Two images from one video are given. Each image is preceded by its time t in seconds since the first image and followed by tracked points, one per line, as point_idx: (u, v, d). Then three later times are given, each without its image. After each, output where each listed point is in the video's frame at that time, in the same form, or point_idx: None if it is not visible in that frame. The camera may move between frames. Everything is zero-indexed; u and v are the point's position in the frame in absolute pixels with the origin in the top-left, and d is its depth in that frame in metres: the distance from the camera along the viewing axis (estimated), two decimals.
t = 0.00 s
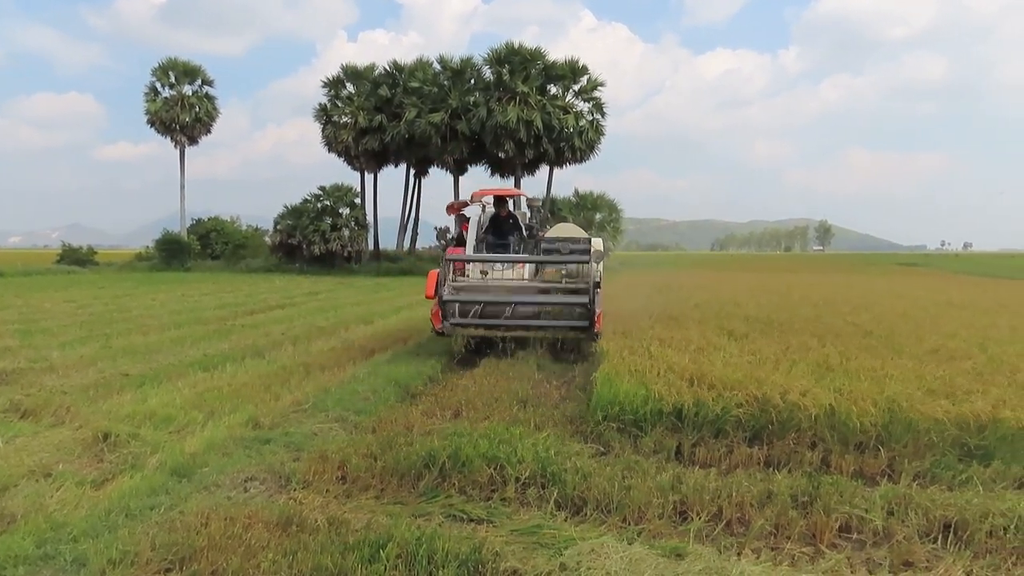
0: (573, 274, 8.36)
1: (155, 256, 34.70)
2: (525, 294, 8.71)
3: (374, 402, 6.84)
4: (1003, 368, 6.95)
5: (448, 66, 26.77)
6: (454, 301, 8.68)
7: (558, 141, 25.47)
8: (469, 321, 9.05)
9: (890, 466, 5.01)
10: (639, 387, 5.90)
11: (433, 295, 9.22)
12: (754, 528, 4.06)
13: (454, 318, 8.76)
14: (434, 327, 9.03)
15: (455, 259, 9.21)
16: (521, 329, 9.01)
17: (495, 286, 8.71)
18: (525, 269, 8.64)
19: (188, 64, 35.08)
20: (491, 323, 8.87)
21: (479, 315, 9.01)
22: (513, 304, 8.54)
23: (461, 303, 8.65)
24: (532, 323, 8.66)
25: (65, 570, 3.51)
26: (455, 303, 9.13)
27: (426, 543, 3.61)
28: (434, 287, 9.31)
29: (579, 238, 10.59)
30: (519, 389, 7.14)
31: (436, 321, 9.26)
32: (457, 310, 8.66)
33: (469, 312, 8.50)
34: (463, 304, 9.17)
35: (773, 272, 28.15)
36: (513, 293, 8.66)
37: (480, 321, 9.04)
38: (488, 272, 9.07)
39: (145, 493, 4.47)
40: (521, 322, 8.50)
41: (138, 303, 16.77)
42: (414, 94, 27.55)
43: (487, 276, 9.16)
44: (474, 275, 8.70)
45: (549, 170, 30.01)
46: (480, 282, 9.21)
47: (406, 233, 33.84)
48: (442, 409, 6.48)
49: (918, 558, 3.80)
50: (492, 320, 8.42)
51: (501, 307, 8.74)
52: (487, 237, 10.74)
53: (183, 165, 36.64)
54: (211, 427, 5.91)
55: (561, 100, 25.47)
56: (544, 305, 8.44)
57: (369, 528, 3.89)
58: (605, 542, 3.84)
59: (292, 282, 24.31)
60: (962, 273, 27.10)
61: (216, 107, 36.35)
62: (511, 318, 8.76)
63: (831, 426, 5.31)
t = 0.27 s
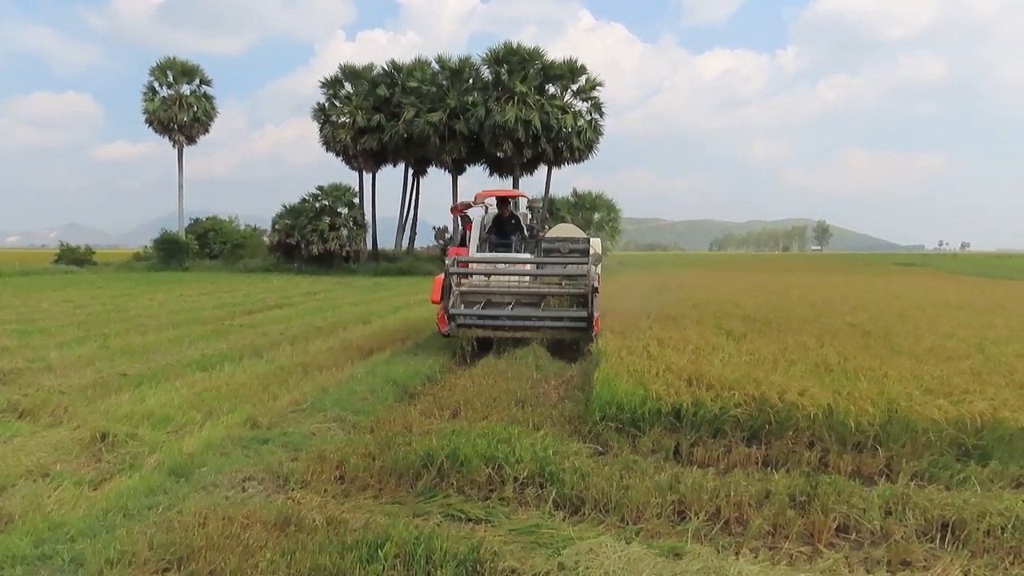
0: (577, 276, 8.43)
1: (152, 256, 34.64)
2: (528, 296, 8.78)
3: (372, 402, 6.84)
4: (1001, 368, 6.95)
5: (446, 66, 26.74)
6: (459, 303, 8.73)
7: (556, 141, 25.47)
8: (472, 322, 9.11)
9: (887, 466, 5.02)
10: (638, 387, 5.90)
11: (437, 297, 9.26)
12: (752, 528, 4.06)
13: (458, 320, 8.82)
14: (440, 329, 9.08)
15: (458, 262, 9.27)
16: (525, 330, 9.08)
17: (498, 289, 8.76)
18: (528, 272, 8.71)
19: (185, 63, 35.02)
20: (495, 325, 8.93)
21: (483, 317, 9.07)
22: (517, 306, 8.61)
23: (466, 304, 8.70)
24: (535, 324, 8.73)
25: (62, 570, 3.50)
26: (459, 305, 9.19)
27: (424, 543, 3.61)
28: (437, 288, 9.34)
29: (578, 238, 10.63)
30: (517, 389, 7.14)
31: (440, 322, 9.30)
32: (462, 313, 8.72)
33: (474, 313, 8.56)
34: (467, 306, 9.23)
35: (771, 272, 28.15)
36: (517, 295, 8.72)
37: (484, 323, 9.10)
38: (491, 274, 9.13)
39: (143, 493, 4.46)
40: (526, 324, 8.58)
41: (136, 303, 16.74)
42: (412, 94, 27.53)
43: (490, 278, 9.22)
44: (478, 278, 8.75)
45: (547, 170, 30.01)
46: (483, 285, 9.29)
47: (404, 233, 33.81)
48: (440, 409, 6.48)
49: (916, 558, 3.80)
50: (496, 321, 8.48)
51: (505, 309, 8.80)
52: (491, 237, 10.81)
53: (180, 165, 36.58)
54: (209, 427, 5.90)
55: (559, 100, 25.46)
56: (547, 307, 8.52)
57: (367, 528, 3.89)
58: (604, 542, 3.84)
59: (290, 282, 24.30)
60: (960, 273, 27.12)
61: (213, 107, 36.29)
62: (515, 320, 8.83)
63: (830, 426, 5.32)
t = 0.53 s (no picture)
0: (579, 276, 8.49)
1: (151, 256, 34.62)
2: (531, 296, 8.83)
3: (371, 402, 6.84)
4: (999, 368, 6.96)
5: (445, 66, 26.72)
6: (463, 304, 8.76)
7: (555, 141, 25.48)
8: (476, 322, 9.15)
9: (886, 466, 5.02)
10: (637, 387, 5.90)
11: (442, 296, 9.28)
12: (750, 528, 4.07)
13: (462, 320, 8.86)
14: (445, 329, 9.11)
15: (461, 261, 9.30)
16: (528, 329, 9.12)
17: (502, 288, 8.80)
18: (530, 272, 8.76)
19: (184, 63, 35.00)
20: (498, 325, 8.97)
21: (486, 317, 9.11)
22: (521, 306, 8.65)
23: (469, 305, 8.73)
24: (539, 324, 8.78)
25: (61, 571, 3.50)
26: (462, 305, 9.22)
27: (422, 543, 3.61)
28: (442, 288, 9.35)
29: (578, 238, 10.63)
30: (516, 389, 7.14)
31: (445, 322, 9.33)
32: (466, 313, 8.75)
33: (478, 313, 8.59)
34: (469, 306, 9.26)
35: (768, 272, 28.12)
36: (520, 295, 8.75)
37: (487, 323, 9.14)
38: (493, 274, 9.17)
39: (142, 493, 4.46)
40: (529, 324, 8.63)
41: (135, 303, 16.73)
42: (411, 94, 27.53)
43: (493, 278, 9.26)
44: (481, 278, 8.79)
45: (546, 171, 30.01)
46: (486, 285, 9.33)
47: (403, 233, 33.80)
48: (439, 409, 6.48)
49: (914, 557, 3.81)
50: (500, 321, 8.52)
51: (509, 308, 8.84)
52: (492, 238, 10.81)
53: (179, 165, 36.56)
54: (208, 427, 5.90)
55: (558, 100, 25.45)
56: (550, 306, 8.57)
57: (366, 528, 3.89)
58: (602, 542, 3.84)
59: (289, 282, 24.30)
60: (959, 273, 27.13)
61: (212, 107, 36.27)
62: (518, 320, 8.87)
63: (828, 425, 5.32)
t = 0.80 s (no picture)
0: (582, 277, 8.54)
1: (150, 258, 34.59)
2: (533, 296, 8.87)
3: (370, 404, 6.84)
4: (996, 369, 6.98)
5: (444, 68, 26.74)
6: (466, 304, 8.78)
7: (554, 143, 25.50)
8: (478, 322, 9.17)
9: (884, 467, 5.03)
10: (636, 389, 5.91)
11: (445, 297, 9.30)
12: (749, 529, 4.07)
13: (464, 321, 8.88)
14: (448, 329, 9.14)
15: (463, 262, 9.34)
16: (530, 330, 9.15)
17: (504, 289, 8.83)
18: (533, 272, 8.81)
19: (183, 65, 35.01)
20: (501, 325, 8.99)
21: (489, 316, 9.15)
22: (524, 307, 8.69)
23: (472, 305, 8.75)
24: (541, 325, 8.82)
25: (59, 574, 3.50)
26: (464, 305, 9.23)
27: (422, 545, 3.61)
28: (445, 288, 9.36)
29: (577, 240, 10.64)
30: (515, 391, 7.14)
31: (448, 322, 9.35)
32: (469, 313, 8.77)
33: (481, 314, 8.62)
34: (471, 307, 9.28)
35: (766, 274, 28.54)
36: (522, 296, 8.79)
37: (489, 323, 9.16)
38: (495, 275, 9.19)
39: (140, 496, 4.46)
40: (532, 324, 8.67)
41: (133, 305, 16.71)
42: (409, 96, 27.55)
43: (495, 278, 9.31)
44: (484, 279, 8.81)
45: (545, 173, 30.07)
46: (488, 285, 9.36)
47: (401, 235, 33.79)
48: (438, 411, 6.49)
49: (912, 559, 3.81)
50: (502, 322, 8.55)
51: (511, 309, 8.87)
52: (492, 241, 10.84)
53: (178, 167, 36.55)
54: (207, 430, 5.89)
55: (557, 102, 25.48)
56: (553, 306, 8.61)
57: (365, 530, 3.89)
58: (601, 544, 3.84)
59: (287, 284, 24.29)
60: (956, 275, 27.21)
61: (211, 109, 36.27)
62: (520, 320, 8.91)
63: (826, 425, 5.33)
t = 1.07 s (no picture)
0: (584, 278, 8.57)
1: (148, 259, 34.56)
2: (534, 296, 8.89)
3: (368, 405, 6.83)
4: (994, 370, 6.99)
5: (443, 69, 26.73)
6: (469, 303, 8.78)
7: (553, 143, 25.50)
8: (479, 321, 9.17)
9: (882, 468, 5.04)
10: (634, 389, 5.90)
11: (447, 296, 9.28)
12: (747, 529, 4.07)
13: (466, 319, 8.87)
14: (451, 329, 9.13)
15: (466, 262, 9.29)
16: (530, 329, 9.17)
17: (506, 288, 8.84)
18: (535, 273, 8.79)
19: (181, 65, 35.00)
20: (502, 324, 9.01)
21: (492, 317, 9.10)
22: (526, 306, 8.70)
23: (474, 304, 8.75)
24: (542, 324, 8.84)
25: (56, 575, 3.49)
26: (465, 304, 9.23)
27: (420, 546, 3.61)
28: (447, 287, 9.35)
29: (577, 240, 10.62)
30: (513, 391, 7.14)
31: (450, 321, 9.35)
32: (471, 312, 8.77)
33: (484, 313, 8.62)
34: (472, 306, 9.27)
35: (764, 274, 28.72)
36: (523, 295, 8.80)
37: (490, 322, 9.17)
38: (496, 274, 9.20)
39: (138, 497, 4.45)
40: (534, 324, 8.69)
41: (131, 306, 16.70)
42: (408, 97, 27.55)
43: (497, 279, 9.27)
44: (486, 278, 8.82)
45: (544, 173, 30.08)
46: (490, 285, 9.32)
47: (400, 235, 33.78)
48: (436, 412, 6.48)
49: (910, 559, 3.82)
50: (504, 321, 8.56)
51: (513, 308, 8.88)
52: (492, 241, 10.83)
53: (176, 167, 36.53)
54: (205, 430, 5.88)
55: (555, 103, 25.49)
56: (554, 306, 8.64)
57: (363, 531, 3.89)
58: (599, 544, 3.84)
59: (286, 285, 24.28)
60: (955, 275, 27.25)
61: (209, 110, 36.26)
62: (521, 319, 8.92)
63: (825, 425, 5.33)
